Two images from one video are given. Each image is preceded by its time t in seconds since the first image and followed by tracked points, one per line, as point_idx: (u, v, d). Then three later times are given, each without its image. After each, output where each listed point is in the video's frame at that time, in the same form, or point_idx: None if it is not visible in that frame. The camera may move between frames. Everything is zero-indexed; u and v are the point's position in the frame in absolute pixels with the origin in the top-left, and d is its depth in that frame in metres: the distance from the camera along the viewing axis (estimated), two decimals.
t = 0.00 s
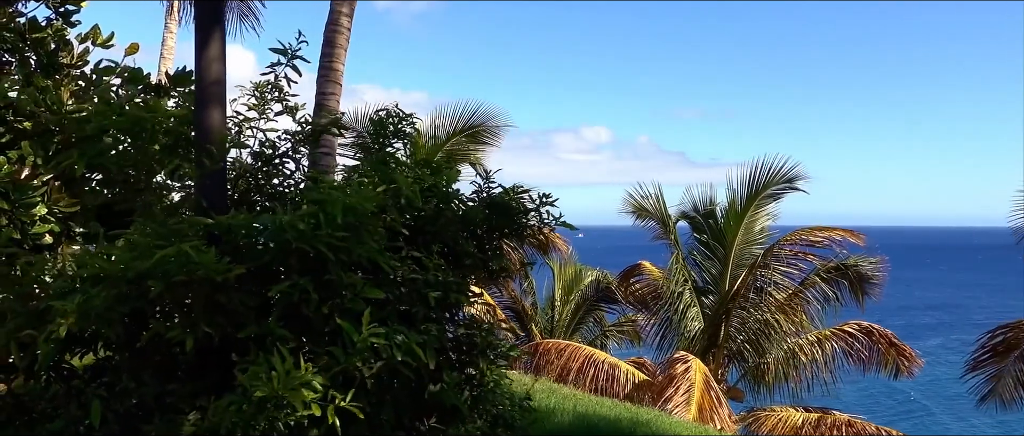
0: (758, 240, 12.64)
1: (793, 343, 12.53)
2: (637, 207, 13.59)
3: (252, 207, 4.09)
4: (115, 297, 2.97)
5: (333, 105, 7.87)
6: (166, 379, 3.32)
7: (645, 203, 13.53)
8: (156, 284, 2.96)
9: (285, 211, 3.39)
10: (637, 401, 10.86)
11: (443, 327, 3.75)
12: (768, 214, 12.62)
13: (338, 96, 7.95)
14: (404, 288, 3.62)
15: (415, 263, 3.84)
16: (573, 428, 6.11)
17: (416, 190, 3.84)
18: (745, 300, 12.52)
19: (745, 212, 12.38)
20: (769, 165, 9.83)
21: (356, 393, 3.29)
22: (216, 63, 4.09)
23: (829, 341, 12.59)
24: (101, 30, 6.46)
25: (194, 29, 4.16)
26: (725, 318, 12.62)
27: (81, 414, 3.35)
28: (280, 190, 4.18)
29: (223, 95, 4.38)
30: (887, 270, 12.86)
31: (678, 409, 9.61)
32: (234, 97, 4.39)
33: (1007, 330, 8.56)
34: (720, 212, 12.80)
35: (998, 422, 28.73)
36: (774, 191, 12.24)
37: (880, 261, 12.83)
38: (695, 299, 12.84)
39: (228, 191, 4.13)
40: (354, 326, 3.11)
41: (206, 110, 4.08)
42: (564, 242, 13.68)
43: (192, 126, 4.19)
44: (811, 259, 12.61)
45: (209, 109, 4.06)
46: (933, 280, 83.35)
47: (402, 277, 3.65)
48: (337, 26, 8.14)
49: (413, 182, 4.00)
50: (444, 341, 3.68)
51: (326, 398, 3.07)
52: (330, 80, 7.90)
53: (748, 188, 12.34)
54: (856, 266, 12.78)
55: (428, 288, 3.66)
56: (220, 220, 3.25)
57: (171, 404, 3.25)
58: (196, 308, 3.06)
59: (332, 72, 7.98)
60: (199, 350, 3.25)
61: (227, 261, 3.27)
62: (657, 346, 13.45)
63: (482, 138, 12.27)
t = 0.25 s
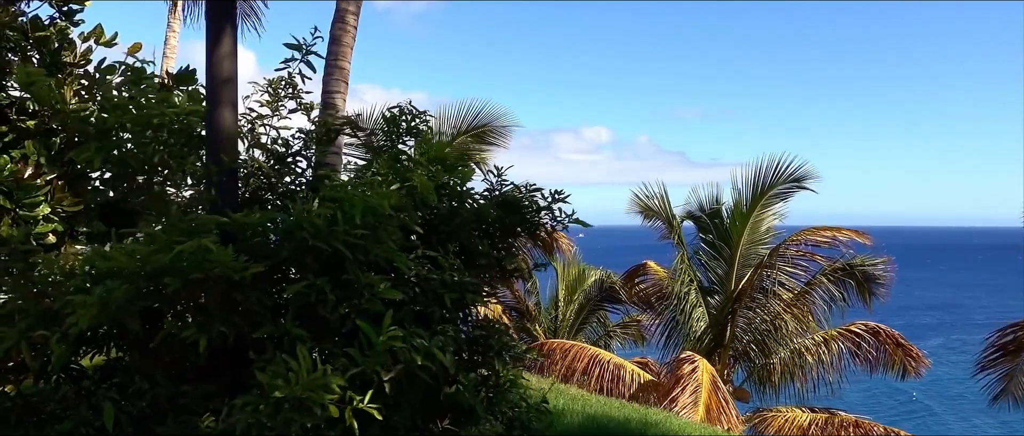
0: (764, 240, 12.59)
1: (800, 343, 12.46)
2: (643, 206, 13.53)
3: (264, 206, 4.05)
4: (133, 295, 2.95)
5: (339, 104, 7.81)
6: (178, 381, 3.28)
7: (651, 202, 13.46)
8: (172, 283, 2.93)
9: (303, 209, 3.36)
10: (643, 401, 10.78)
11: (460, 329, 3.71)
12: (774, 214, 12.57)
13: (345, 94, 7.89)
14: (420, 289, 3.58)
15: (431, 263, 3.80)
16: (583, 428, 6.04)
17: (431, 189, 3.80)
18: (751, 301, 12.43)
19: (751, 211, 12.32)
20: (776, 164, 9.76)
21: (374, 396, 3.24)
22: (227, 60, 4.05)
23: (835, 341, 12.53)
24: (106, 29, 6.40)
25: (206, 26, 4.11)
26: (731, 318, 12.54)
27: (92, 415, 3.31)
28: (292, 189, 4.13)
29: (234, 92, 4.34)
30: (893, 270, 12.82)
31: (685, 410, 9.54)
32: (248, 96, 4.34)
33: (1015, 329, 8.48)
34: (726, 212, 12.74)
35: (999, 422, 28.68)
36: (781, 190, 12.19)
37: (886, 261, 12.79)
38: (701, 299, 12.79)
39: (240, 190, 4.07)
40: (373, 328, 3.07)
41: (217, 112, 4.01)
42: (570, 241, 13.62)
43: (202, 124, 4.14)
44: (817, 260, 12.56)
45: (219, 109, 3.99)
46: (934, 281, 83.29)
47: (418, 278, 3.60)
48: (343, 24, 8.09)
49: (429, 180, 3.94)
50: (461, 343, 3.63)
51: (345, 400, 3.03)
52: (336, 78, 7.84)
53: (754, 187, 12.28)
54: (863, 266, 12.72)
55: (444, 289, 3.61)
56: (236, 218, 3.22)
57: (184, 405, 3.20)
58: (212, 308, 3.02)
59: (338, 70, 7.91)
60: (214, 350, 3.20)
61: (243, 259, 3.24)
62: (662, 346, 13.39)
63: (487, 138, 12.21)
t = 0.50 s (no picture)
0: (769, 239, 12.54)
1: (806, 343, 12.40)
2: (648, 206, 13.48)
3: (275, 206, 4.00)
4: (147, 293, 2.94)
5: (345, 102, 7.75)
6: (188, 382, 3.25)
7: (656, 203, 13.42)
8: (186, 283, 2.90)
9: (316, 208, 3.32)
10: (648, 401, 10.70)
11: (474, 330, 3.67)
12: (780, 214, 12.52)
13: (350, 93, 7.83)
14: (433, 289, 3.53)
15: (444, 263, 3.76)
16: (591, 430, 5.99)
17: (444, 187, 3.75)
18: (757, 301, 12.38)
19: (757, 211, 12.28)
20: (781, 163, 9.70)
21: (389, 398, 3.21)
22: (236, 57, 4.01)
23: (841, 341, 12.47)
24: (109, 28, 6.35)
25: (215, 23, 4.08)
26: (736, 318, 12.48)
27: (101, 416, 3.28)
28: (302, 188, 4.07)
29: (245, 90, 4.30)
30: (898, 270, 12.79)
31: (692, 411, 9.49)
32: (258, 94, 4.30)
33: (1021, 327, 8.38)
34: (731, 211, 12.69)
35: (1003, 422, 28.59)
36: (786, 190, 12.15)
37: (892, 261, 12.77)
38: (706, 299, 12.74)
39: (250, 189, 4.01)
40: (389, 330, 3.04)
41: (226, 111, 3.97)
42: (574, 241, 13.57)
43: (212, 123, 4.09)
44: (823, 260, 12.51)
45: (228, 108, 3.94)
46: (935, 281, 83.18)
47: (431, 277, 3.56)
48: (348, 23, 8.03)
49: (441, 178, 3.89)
50: (475, 344, 3.60)
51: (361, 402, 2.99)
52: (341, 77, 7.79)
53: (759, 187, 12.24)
54: (868, 266, 12.69)
55: (458, 289, 3.57)
56: (249, 217, 3.21)
57: (195, 406, 3.17)
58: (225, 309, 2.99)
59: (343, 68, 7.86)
60: (225, 351, 3.17)
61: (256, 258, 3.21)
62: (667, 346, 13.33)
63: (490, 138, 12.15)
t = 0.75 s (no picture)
0: (775, 238, 12.49)
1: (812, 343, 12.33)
2: (653, 206, 13.43)
3: (287, 204, 3.93)
4: (160, 293, 2.91)
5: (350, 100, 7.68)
6: (201, 382, 3.20)
7: (661, 202, 13.36)
8: (201, 281, 2.88)
9: (330, 206, 3.28)
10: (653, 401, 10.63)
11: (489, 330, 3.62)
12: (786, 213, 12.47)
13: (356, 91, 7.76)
14: (448, 288, 3.48)
15: (458, 261, 3.71)
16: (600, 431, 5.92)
17: (458, 184, 3.69)
18: (763, 300, 12.30)
19: (762, 210, 12.22)
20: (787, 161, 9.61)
21: (406, 400, 3.15)
22: (247, 53, 3.99)
23: (848, 341, 12.40)
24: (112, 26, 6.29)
25: (226, 18, 4.05)
26: (742, 318, 12.40)
27: (111, 417, 3.23)
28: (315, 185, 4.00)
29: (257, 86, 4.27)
30: (905, 269, 12.74)
31: (700, 411, 9.42)
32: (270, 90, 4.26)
33: None
34: (737, 210, 12.63)
35: (1007, 421, 28.47)
36: (792, 188, 12.10)
37: (898, 260, 12.71)
38: (711, 298, 12.68)
39: (262, 186, 3.95)
40: (406, 330, 2.99)
41: (238, 106, 3.94)
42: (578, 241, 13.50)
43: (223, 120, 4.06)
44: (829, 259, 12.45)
45: (240, 103, 3.91)
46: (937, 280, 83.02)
47: (446, 276, 3.50)
48: (354, 21, 7.96)
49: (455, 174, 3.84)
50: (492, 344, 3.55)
51: (380, 404, 2.94)
52: (346, 74, 7.72)
53: (765, 186, 12.19)
54: (874, 265, 12.63)
55: (473, 288, 3.50)
56: (263, 215, 3.18)
57: (207, 409, 3.12)
58: (240, 308, 2.96)
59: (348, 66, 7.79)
60: (239, 352, 3.13)
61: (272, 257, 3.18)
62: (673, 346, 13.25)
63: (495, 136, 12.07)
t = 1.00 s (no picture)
0: (780, 237, 12.43)
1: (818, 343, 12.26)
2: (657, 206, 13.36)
3: (296, 201, 3.88)
4: (169, 293, 2.86)
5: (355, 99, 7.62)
6: (211, 383, 3.15)
7: (667, 202, 13.29)
8: (212, 280, 2.84)
9: (341, 203, 3.23)
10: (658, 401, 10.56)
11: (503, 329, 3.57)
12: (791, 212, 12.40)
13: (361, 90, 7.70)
14: (462, 286, 3.43)
15: (470, 260, 3.66)
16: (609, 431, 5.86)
17: (470, 181, 3.64)
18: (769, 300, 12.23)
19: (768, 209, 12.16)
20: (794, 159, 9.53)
21: (420, 400, 3.10)
22: (255, 48, 3.94)
23: (854, 340, 12.34)
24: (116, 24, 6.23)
25: (234, 14, 4.01)
26: (748, 318, 12.33)
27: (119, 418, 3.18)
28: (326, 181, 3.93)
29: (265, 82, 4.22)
30: (911, 268, 12.68)
31: (706, 411, 9.35)
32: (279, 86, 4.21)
33: None
34: (742, 209, 12.58)
35: (1010, 421, 28.39)
36: (797, 188, 12.04)
37: (904, 259, 12.65)
38: (716, 298, 12.61)
39: (271, 183, 3.90)
40: (420, 328, 2.94)
41: (246, 102, 3.89)
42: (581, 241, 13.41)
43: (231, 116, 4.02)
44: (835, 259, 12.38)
45: (248, 99, 3.87)
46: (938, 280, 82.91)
47: (459, 275, 3.45)
48: (358, 19, 7.90)
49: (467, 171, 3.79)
50: (506, 342, 3.50)
51: (395, 404, 2.89)
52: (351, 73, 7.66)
53: (770, 185, 12.14)
54: (880, 265, 12.57)
55: (487, 287, 3.45)
56: (273, 213, 3.13)
57: (218, 409, 3.07)
58: (250, 307, 2.91)
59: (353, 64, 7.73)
60: (249, 351, 3.08)
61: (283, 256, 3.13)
62: (677, 346, 13.19)
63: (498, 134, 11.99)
